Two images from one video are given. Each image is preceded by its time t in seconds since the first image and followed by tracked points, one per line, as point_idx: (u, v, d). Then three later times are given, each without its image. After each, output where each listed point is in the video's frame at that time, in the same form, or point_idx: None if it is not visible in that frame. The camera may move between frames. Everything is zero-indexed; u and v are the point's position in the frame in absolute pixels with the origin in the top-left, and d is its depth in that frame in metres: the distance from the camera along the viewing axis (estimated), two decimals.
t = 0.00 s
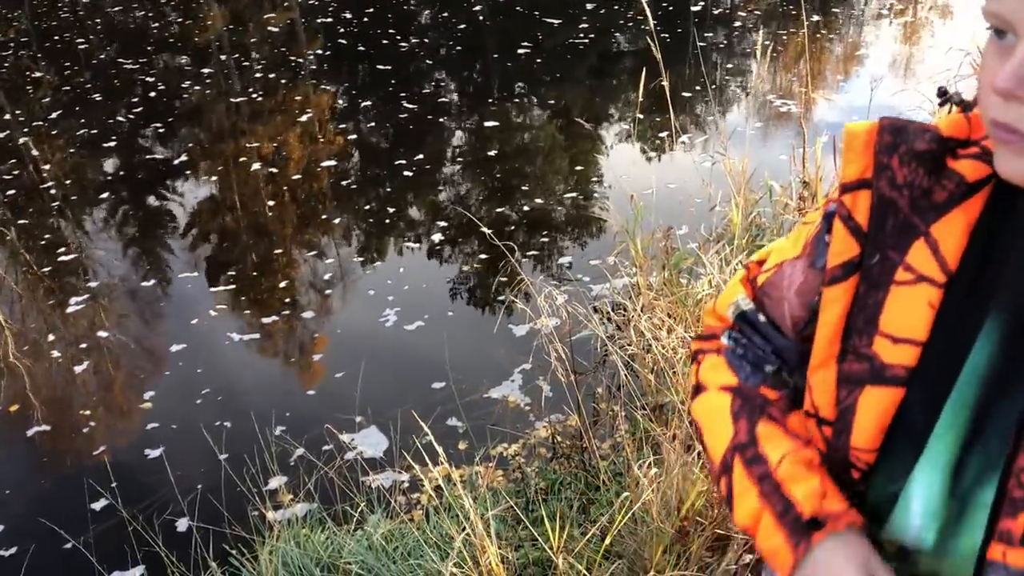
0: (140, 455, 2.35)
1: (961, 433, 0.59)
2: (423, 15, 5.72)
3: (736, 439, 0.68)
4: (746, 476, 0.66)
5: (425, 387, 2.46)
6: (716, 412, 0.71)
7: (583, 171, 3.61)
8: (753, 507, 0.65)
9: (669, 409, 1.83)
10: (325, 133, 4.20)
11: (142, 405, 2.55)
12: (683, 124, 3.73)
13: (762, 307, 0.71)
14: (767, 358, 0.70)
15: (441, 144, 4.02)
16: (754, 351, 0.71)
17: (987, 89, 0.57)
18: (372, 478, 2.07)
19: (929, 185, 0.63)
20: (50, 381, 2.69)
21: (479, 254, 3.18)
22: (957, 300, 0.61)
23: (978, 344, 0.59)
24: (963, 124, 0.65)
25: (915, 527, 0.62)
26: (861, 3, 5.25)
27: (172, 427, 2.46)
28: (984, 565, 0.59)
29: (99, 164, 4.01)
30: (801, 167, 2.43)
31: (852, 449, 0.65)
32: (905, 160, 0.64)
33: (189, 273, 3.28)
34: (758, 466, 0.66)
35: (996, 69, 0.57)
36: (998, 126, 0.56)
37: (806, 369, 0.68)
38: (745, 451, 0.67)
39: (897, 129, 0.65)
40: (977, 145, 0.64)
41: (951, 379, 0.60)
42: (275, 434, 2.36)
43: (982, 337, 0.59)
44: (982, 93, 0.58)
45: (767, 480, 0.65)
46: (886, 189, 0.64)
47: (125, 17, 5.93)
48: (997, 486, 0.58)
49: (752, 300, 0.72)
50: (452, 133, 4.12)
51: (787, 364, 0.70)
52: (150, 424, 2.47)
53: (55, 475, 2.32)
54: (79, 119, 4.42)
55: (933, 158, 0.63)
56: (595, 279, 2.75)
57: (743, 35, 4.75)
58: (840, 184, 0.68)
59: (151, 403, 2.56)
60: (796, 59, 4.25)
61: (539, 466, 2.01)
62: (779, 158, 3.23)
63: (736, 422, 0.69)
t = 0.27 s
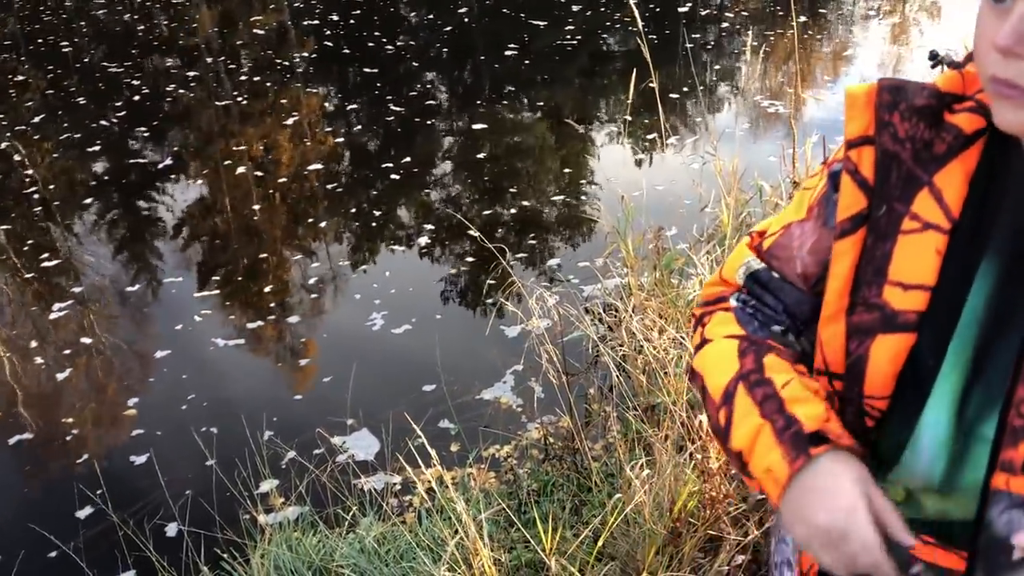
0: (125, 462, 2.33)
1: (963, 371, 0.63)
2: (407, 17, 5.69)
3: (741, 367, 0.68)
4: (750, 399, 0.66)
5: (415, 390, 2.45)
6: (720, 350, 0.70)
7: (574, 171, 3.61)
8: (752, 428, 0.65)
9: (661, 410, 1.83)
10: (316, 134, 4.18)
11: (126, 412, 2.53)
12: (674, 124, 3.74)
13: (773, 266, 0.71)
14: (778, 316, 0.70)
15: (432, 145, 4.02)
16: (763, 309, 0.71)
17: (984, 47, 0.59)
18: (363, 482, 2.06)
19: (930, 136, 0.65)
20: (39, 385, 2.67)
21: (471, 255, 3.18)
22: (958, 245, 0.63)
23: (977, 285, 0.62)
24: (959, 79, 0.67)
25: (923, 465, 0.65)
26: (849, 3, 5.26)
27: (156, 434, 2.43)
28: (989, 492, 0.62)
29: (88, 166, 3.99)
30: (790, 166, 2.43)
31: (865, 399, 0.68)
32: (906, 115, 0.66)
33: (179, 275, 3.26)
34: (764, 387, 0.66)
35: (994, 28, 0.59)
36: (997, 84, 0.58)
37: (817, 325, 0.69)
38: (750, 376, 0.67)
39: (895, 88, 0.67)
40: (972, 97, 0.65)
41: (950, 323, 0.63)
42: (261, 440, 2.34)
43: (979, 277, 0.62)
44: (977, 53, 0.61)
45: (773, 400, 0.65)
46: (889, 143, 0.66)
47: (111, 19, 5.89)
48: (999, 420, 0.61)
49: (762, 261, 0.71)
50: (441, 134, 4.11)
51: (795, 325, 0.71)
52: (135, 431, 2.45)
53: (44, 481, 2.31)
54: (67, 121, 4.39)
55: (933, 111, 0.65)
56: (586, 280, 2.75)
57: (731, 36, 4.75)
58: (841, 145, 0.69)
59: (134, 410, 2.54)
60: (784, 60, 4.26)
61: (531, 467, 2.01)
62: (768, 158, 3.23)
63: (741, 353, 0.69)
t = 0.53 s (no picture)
0: (109, 469, 2.31)
1: (955, 357, 0.70)
2: (389, 20, 5.66)
3: (728, 423, 0.75)
4: (734, 462, 0.74)
5: (404, 392, 2.45)
6: (707, 397, 0.78)
7: (565, 170, 3.62)
8: (736, 495, 0.72)
9: (651, 410, 1.84)
10: (305, 135, 4.18)
11: (109, 419, 2.50)
12: (663, 123, 3.75)
13: (761, 269, 0.78)
14: (764, 329, 0.77)
15: (422, 146, 4.02)
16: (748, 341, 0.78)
17: (970, 25, 0.67)
18: (354, 484, 2.06)
19: (906, 125, 0.72)
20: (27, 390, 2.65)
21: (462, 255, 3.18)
22: (943, 234, 0.70)
23: (963, 270, 0.70)
24: (931, 69, 0.73)
25: (923, 453, 0.72)
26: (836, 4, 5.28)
27: (140, 440, 2.41)
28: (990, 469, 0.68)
29: (76, 169, 3.96)
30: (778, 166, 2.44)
31: (859, 388, 0.72)
32: (883, 106, 0.72)
33: (169, 278, 3.25)
34: (748, 454, 0.73)
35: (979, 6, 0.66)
36: (981, 59, 0.66)
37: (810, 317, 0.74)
38: (736, 438, 0.74)
39: (871, 79, 0.72)
40: (944, 86, 0.72)
41: (942, 313, 0.70)
42: (248, 445, 2.32)
43: (964, 268, 0.70)
44: (961, 32, 0.68)
45: (755, 468, 0.72)
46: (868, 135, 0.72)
47: (95, 22, 5.84)
48: (991, 397, 0.68)
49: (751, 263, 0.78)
50: (431, 135, 4.11)
51: (783, 329, 0.78)
52: (119, 437, 2.43)
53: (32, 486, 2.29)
54: (53, 124, 4.36)
55: (907, 100, 0.72)
56: (575, 281, 2.75)
57: (718, 37, 4.77)
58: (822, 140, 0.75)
59: (117, 417, 2.51)
60: (772, 60, 4.27)
61: (522, 468, 2.01)
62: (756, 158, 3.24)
63: (728, 407, 0.76)
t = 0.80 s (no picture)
0: (92, 475, 2.29)
1: (951, 356, 0.66)
2: (377, 22, 5.65)
3: (735, 364, 0.70)
4: (750, 394, 0.68)
5: (395, 394, 2.45)
6: (710, 350, 0.72)
7: (556, 170, 3.63)
8: (762, 424, 0.67)
9: (642, 411, 1.84)
10: (296, 137, 4.16)
11: (91, 426, 2.48)
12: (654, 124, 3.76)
13: (741, 256, 0.74)
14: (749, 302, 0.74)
15: (413, 148, 4.01)
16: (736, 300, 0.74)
17: (960, 20, 0.62)
18: (345, 486, 2.06)
19: (895, 122, 0.68)
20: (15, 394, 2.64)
21: (453, 257, 3.18)
22: (933, 227, 0.66)
23: (954, 265, 0.66)
24: (918, 68, 0.70)
25: (926, 449, 0.68)
26: (826, 5, 5.31)
27: (125, 446, 2.39)
28: (985, 464, 0.65)
29: (65, 171, 3.94)
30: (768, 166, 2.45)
31: (851, 383, 0.70)
32: (871, 104, 0.68)
33: (158, 280, 3.24)
34: (763, 381, 0.68)
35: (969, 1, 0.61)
36: (973, 55, 0.61)
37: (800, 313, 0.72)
38: (747, 373, 0.69)
39: (860, 77, 0.69)
40: (933, 84, 0.68)
41: (934, 309, 0.67)
42: (235, 450, 2.32)
43: (955, 261, 0.66)
44: (950, 27, 0.64)
45: (773, 393, 0.67)
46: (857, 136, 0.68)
47: (83, 24, 5.82)
48: (987, 393, 0.64)
49: (731, 249, 0.75)
50: (422, 137, 4.10)
51: (766, 309, 0.74)
52: (103, 443, 2.41)
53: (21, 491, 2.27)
54: (42, 126, 4.34)
55: (895, 99, 0.68)
56: (566, 283, 2.76)
57: (708, 38, 4.79)
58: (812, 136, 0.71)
59: (101, 423, 2.49)
60: (762, 61, 4.29)
61: (514, 470, 2.01)
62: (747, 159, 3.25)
63: (732, 352, 0.71)
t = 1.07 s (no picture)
0: (77, 480, 2.27)
1: (938, 352, 0.68)
2: (364, 24, 5.63)
3: (695, 401, 0.71)
4: (698, 433, 0.70)
5: (386, 396, 2.44)
6: (681, 376, 0.74)
7: (548, 170, 3.64)
8: (698, 467, 0.69)
9: (632, 411, 1.85)
10: (287, 138, 4.16)
11: (76, 433, 2.46)
12: (645, 125, 3.76)
13: (744, 265, 0.74)
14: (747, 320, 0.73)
15: (404, 149, 4.01)
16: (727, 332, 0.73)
17: (949, 17, 0.64)
18: (337, 488, 2.06)
19: (886, 122, 0.70)
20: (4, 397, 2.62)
21: (445, 258, 3.18)
22: (923, 226, 0.69)
23: (942, 266, 0.68)
24: (907, 69, 0.72)
25: (910, 447, 0.70)
26: (816, 6, 5.33)
27: (109, 453, 2.37)
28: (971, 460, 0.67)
29: (55, 173, 3.93)
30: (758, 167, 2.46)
31: (842, 382, 0.71)
32: (862, 105, 0.70)
33: (149, 283, 3.23)
34: (710, 426, 0.69)
35: None
36: (960, 53, 0.63)
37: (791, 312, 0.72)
38: (701, 412, 0.70)
39: (851, 79, 0.71)
40: (922, 85, 0.70)
41: (924, 306, 0.68)
42: (221, 455, 2.31)
43: (942, 259, 0.68)
44: (938, 24, 0.65)
45: (717, 439, 0.68)
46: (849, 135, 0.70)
47: (71, 26, 5.79)
48: (974, 389, 0.67)
49: (733, 259, 0.75)
50: (414, 138, 4.10)
51: (767, 322, 0.74)
52: (87, 449, 2.39)
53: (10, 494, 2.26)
54: (31, 128, 4.32)
55: (885, 99, 0.70)
56: (558, 284, 2.76)
57: (699, 39, 4.80)
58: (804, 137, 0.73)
59: (85, 429, 2.48)
60: (752, 63, 4.30)
61: (506, 470, 2.01)
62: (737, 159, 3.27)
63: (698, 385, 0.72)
